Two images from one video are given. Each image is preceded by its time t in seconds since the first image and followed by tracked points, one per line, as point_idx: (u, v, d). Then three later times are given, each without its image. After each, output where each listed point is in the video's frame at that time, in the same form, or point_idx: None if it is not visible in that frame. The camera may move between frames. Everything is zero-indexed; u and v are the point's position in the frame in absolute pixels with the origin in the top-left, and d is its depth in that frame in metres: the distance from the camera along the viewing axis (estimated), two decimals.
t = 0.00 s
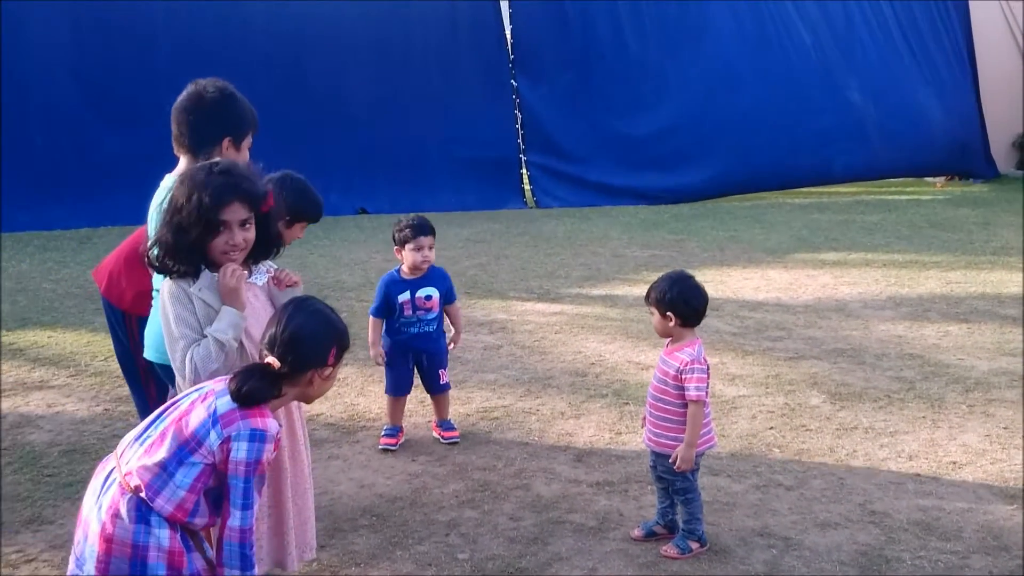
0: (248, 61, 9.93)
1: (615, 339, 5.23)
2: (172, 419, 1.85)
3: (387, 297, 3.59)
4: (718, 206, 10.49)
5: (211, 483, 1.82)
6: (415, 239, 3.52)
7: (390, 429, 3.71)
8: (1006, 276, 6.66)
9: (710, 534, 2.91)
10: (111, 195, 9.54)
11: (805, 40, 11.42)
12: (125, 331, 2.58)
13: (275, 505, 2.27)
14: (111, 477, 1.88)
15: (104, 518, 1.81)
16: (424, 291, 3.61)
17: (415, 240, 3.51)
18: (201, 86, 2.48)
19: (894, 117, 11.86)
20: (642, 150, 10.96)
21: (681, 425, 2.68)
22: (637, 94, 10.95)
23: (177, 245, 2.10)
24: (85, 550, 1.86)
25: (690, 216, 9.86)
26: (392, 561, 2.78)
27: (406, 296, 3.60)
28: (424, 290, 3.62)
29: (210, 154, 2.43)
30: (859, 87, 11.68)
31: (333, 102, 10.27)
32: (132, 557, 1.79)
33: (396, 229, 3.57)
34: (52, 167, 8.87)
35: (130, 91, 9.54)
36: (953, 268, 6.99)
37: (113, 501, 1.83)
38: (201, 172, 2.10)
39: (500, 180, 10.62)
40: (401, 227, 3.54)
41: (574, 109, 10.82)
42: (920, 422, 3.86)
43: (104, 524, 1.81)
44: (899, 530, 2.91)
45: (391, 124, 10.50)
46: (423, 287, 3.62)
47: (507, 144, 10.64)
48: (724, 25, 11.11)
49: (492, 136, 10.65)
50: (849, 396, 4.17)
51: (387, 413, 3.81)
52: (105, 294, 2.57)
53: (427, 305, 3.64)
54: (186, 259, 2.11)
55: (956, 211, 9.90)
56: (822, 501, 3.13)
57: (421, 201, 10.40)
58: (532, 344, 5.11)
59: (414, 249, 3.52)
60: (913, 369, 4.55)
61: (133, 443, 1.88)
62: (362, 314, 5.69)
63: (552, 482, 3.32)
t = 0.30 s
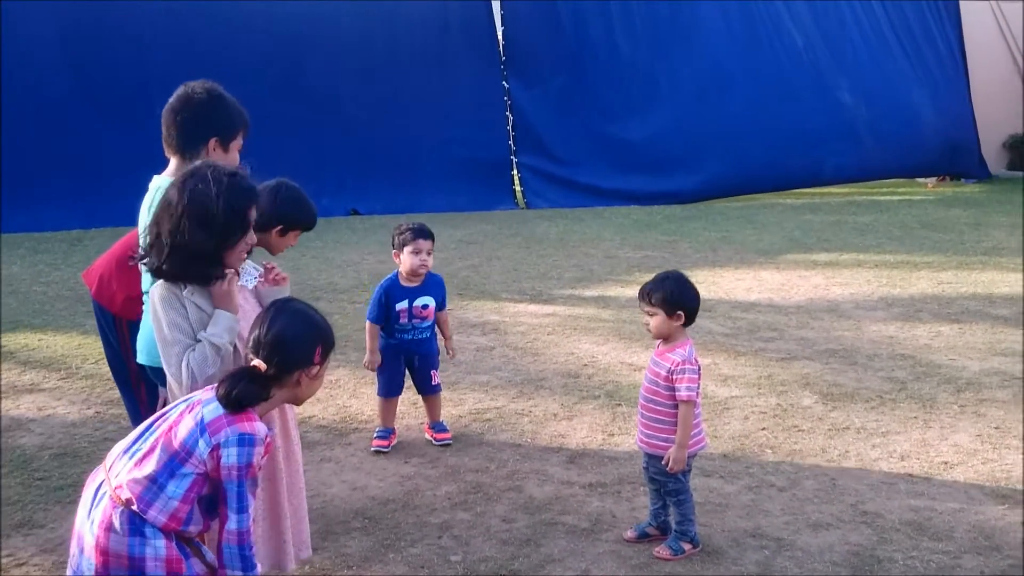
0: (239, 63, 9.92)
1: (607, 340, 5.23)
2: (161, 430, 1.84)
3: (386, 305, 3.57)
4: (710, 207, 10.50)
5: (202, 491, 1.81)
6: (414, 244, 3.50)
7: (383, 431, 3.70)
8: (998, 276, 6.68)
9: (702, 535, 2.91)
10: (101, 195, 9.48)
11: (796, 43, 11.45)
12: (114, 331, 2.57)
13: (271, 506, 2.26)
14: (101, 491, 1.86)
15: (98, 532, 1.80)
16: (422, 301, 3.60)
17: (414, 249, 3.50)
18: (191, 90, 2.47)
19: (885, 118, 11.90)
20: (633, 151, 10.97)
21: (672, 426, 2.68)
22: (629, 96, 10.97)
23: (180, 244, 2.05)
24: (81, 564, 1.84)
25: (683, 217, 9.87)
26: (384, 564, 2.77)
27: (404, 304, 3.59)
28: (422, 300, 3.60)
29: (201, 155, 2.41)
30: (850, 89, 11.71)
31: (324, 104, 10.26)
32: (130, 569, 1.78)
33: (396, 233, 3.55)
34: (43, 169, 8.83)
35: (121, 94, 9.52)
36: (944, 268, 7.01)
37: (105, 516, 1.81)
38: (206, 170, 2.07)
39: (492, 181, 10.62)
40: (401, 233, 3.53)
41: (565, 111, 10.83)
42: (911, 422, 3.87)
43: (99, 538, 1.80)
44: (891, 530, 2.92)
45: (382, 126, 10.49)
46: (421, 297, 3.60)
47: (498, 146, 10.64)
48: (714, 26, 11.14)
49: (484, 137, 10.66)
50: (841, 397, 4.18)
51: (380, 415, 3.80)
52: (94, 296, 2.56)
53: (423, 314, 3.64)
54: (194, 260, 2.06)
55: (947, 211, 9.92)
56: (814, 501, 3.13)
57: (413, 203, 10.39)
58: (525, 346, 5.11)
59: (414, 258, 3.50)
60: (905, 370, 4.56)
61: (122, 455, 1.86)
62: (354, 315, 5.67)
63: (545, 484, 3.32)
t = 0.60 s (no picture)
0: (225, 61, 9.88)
1: (595, 339, 5.24)
2: (162, 439, 1.82)
3: (370, 311, 3.58)
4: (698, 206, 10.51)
5: (205, 500, 1.82)
6: (396, 249, 3.51)
7: (372, 432, 3.70)
8: (983, 274, 6.72)
9: (690, 534, 2.92)
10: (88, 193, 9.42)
11: (781, 44, 11.50)
12: (102, 332, 2.55)
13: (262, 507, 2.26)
14: (86, 494, 1.83)
15: (83, 538, 1.78)
16: (405, 304, 3.60)
17: (397, 251, 3.50)
18: (177, 91, 2.45)
19: (871, 118, 11.95)
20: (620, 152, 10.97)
21: (667, 423, 2.69)
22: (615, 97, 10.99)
23: (193, 243, 2.05)
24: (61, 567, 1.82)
25: (671, 216, 9.88)
26: (373, 564, 2.77)
27: (388, 308, 3.59)
28: (406, 302, 3.60)
29: (190, 157, 2.41)
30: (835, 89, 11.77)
31: (312, 104, 10.24)
32: None
33: (380, 237, 3.56)
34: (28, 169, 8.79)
35: (107, 94, 9.48)
36: (931, 266, 7.05)
37: (92, 522, 1.79)
38: (218, 172, 2.09)
39: (480, 180, 10.62)
40: (383, 237, 3.53)
41: (551, 112, 10.85)
42: (898, 420, 3.89)
43: (82, 544, 1.78)
44: (878, 528, 2.93)
45: (370, 126, 10.48)
46: (405, 300, 3.60)
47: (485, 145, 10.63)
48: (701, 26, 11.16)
49: (472, 137, 10.65)
50: (828, 395, 4.20)
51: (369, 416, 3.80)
52: (82, 298, 2.54)
53: (409, 317, 3.64)
54: (207, 260, 2.06)
55: (933, 210, 9.97)
56: (801, 500, 3.14)
57: (401, 202, 10.38)
58: (513, 346, 5.11)
59: (397, 261, 3.51)
60: (891, 368, 4.59)
61: (113, 461, 1.83)
62: (342, 316, 5.66)
63: (534, 484, 3.32)
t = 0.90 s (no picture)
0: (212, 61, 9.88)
1: (586, 338, 5.24)
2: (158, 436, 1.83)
3: (358, 310, 3.58)
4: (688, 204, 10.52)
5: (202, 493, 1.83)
6: (384, 251, 3.50)
7: (361, 432, 3.69)
8: (972, 271, 6.75)
9: (680, 533, 2.92)
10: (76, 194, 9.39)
11: (769, 44, 11.53)
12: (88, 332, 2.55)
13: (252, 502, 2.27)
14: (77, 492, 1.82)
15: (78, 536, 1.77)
16: (394, 303, 3.59)
17: (385, 254, 3.49)
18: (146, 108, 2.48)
19: (860, 117, 11.99)
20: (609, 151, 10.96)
21: (665, 422, 2.69)
22: (604, 97, 10.99)
23: (186, 245, 2.03)
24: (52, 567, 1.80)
25: (661, 214, 9.88)
26: (362, 565, 2.76)
27: (376, 308, 3.58)
28: (394, 301, 3.60)
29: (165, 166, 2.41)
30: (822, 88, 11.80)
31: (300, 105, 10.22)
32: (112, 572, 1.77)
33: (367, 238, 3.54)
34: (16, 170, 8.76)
35: (95, 95, 9.48)
36: (920, 264, 7.07)
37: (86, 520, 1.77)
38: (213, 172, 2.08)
39: (468, 181, 10.61)
40: (371, 237, 3.52)
41: (540, 112, 10.84)
42: (887, 417, 3.90)
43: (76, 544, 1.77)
44: (867, 526, 2.94)
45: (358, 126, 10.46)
46: (393, 299, 3.60)
47: (475, 145, 10.63)
48: (690, 26, 11.18)
49: (462, 136, 10.64)
50: (818, 393, 4.21)
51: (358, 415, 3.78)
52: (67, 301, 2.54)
53: (398, 317, 3.62)
54: (197, 263, 2.04)
55: (922, 207, 10.00)
56: (791, 498, 3.15)
57: (390, 203, 10.36)
58: (503, 345, 5.11)
59: (386, 262, 3.50)
60: (880, 365, 4.60)
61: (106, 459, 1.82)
62: (332, 315, 5.65)
63: (523, 483, 3.32)
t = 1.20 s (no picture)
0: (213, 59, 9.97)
1: (585, 335, 5.23)
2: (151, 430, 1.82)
3: (362, 303, 3.58)
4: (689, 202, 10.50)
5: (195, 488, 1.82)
6: (384, 242, 3.50)
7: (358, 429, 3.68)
8: (972, 270, 6.73)
9: (677, 531, 2.91)
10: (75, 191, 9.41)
11: (769, 44, 11.52)
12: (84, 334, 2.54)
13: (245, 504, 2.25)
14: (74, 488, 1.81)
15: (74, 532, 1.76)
16: (397, 296, 3.61)
17: (386, 246, 3.50)
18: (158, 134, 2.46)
19: (859, 118, 11.97)
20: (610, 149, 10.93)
21: (663, 419, 2.69)
22: (604, 97, 10.96)
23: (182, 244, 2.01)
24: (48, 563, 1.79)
25: (661, 212, 9.87)
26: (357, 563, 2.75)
27: (379, 300, 3.59)
28: (397, 294, 3.61)
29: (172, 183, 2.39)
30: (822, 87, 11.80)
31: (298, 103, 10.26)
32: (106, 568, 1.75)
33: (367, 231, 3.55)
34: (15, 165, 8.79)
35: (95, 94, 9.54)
36: (920, 263, 7.05)
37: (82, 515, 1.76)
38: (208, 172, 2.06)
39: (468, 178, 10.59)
40: (371, 230, 3.52)
41: (540, 111, 10.82)
42: (885, 416, 3.90)
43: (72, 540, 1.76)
44: (864, 524, 2.93)
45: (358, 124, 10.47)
46: (395, 292, 3.61)
47: (475, 142, 10.61)
48: (690, 27, 11.18)
49: (461, 133, 10.62)
50: (817, 391, 4.20)
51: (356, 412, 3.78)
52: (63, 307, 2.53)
53: (401, 309, 3.64)
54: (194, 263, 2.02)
55: (922, 206, 9.99)
56: (788, 496, 3.14)
57: (390, 200, 10.35)
58: (502, 342, 5.10)
59: (387, 253, 3.51)
60: (879, 364, 4.59)
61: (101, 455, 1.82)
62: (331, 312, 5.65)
63: (520, 481, 3.31)
